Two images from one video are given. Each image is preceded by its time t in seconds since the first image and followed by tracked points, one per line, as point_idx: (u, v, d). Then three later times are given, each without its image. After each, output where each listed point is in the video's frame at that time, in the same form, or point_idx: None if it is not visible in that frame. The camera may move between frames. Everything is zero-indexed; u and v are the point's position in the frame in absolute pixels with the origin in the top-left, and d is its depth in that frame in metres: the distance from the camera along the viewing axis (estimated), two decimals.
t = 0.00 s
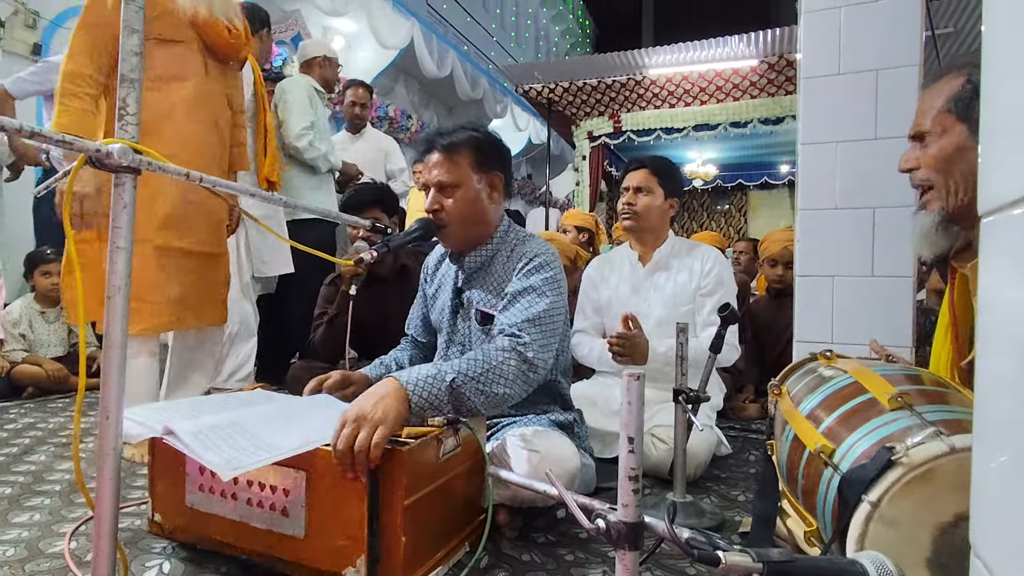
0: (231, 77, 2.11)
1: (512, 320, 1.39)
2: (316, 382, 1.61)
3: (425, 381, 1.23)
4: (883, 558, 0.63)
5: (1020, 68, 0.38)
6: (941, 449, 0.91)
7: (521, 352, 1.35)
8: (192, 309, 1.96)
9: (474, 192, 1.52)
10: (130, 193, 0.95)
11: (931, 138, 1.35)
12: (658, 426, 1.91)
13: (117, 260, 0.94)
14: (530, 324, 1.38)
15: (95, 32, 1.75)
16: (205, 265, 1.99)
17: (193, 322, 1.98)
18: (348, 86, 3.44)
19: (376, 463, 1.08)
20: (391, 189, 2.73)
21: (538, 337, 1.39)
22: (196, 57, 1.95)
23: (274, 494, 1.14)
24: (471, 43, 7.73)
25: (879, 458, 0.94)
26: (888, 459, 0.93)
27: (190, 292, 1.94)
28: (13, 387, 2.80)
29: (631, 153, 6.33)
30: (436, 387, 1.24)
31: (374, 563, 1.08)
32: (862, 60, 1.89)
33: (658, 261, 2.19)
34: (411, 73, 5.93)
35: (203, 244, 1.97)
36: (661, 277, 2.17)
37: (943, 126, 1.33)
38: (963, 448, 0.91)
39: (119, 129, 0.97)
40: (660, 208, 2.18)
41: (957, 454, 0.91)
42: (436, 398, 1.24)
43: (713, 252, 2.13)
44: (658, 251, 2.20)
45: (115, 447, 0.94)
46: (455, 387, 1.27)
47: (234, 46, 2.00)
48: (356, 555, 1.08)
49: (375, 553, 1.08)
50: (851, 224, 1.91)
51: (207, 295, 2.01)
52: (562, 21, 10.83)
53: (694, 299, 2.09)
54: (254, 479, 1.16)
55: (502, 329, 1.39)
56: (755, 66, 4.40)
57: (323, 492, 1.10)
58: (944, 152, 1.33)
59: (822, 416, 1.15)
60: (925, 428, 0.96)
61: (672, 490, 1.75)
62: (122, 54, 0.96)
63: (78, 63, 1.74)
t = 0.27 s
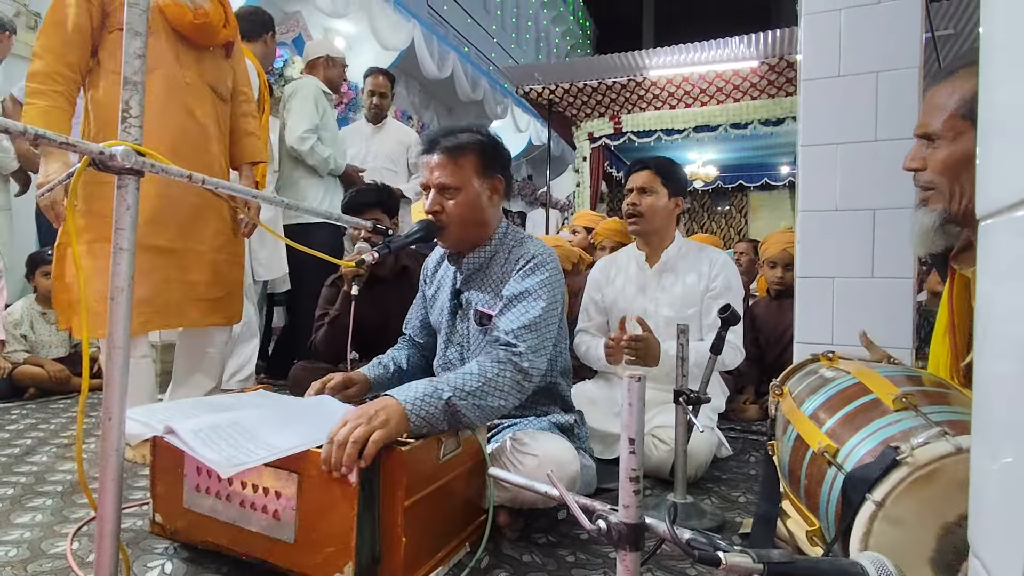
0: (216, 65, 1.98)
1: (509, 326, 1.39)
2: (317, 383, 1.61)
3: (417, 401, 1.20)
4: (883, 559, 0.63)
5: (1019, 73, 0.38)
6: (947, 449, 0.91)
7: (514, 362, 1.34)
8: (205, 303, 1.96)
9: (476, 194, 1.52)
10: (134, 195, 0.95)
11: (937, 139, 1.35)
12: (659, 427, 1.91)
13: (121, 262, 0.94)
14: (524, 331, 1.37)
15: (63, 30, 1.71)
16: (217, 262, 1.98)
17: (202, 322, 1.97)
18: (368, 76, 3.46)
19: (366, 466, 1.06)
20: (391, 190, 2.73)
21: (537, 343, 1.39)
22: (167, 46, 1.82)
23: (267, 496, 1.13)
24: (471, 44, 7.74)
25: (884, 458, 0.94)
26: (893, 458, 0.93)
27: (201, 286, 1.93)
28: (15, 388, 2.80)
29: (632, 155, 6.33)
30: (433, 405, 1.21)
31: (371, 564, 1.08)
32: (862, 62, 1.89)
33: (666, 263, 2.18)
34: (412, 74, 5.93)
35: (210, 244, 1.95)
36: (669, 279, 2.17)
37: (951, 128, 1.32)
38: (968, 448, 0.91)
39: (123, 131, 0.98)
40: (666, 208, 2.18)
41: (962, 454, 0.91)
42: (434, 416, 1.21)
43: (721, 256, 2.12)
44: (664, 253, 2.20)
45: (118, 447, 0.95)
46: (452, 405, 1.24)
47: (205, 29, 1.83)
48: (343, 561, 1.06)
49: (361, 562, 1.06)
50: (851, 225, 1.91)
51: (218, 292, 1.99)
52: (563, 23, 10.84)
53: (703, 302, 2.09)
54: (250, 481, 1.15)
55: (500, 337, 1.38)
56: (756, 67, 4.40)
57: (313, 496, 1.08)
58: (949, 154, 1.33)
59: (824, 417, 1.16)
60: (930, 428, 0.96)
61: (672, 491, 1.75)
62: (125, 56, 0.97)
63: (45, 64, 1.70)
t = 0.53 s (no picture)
0: (203, 56, 1.89)
1: (531, 321, 1.40)
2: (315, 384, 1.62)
3: (446, 399, 1.21)
4: (884, 559, 0.63)
5: (1019, 74, 0.39)
6: (944, 450, 0.92)
7: (542, 354, 1.34)
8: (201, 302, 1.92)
9: (471, 190, 1.53)
10: (135, 197, 0.95)
11: (933, 137, 1.35)
12: (660, 427, 1.91)
13: (122, 263, 0.94)
14: (547, 323, 1.39)
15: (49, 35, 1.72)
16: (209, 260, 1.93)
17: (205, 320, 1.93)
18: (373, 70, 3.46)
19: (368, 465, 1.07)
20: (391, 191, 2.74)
21: (560, 334, 1.40)
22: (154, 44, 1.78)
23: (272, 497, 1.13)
24: (472, 45, 7.75)
25: (881, 458, 0.94)
26: (892, 459, 0.93)
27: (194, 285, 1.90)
28: (16, 389, 2.80)
29: (632, 155, 6.33)
30: (465, 403, 1.23)
31: (374, 566, 1.08)
32: (862, 63, 1.89)
33: (661, 264, 2.18)
34: (412, 75, 5.94)
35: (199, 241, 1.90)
36: (665, 280, 2.17)
37: (945, 126, 1.32)
38: (965, 449, 0.92)
39: (124, 133, 0.98)
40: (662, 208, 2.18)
41: (960, 455, 0.91)
42: (467, 413, 1.22)
43: (717, 256, 2.13)
44: (659, 253, 2.20)
45: (120, 448, 0.95)
46: (482, 400, 1.25)
47: (180, 17, 1.75)
48: (350, 560, 1.07)
49: (369, 560, 1.07)
50: (851, 226, 1.91)
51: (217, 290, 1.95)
52: (563, 23, 10.85)
53: (698, 301, 2.10)
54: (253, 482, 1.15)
55: (524, 333, 1.39)
56: (756, 68, 4.41)
57: (318, 496, 1.09)
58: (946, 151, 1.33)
59: (824, 418, 1.16)
60: (927, 429, 0.97)
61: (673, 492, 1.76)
62: (127, 57, 0.97)
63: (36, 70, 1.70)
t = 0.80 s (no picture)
0: (200, 53, 1.90)
1: (521, 322, 1.39)
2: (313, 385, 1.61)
3: (429, 408, 1.18)
4: (885, 560, 0.63)
5: (1021, 74, 0.39)
6: (947, 450, 0.91)
7: (528, 356, 1.33)
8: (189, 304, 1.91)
9: (476, 190, 1.52)
10: (136, 196, 0.95)
11: (934, 139, 1.34)
12: (661, 427, 1.91)
13: (122, 263, 0.94)
14: (536, 324, 1.38)
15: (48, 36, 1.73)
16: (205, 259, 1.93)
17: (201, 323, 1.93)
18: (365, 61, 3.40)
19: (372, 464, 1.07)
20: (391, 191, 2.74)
21: (550, 337, 1.38)
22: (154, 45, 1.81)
23: (272, 498, 1.13)
24: (472, 45, 7.75)
25: (884, 460, 0.94)
26: (895, 460, 0.93)
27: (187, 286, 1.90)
28: (16, 389, 2.80)
29: (632, 155, 6.33)
30: (450, 413, 1.20)
31: (374, 567, 1.08)
32: (863, 62, 1.89)
33: (659, 266, 2.17)
34: (412, 75, 5.94)
35: (189, 240, 1.90)
36: (663, 281, 2.16)
37: (946, 128, 1.32)
38: (968, 448, 0.91)
39: (125, 132, 0.98)
40: (659, 211, 2.18)
41: (963, 455, 0.91)
42: (453, 425, 1.20)
43: (716, 258, 2.13)
44: (658, 254, 2.19)
45: (120, 449, 0.95)
46: (468, 408, 1.23)
47: (170, 11, 1.75)
48: (351, 560, 1.06)
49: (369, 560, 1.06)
50: (852, 226, 1.91)
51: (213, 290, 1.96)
52: (563, 23, 10.85)
53: (698, 303, 2.10)
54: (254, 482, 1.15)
55: (514, 336, 1.37)
56: (756, 67, 4.40)
57: (319, 496, 1.09)
58: (948, 154, 1.32)
59: (826, 418, 1.16)
60: (930, 428, 0.96)
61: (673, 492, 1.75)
62: (127, 57, 0.97)
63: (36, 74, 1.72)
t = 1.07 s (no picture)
0: (201, 53, 1.91)
1: (518, 319, 1.39)
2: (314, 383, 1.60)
3: (426, 405, 1.18)
4: (885, 560, 0.63)
5: (1020, 73, 0.38)
6: (950, 449, 0.91)
7: (524, 352, 1.33)
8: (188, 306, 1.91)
9: (473, 190, 1.52)
10: (135, 196, 0.95)
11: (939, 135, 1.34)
12: (661, 427, 1.91)
13: (122, 262, 0.94)
14: (533, 321, 1.38)
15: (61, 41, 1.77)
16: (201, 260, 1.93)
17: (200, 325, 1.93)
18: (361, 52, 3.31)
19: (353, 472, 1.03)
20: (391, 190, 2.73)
21: (548, 335, 1.38)
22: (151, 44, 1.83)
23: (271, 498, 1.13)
24: (472, 44, 7.74)
25: (886, 459, 0.93)
26: (897, 459, 0.92)
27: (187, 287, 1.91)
28: (16, 389, 2.80)
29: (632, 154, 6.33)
30: (447, 409, 1.19)
31: (372, 567, 1.08)
32: (863, 62, 1.89)
33: (663, 262, 2.17)
34: (412, 75, 5.94)
35: (187, 241, 1.90)
36: (666, 280, 2.17)
37: (953, 124, 1.31)
38: (971, 448, 0.91)
39: (124, 132, 0.98)
40: (659, 210, 2.18)
41: (965, 454, 0.91)
42: (452, 421, 1.18)
43: (720, 254, 2.12)
44: (661, 250, 2.19)
45: (119, 448, 0.95)
46: (465, 406, 1.22)
47: (165, 11, 1.75)
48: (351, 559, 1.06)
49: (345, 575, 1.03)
50: (853, 225, 1.90)
51: (212, 292, 1.96)
52: (563, 23, 10.84)
53: (701, 300, 2.09)
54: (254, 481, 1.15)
55: (512, 333, 1.37)
56: (757, 67, 4.40)
57: (298, 507, 1.05)
58: (953, 151, 1.32)
59: (827, 418, 1.15)
60: (933, 428, 0.96)
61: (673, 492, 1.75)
62: (126, 57, 0.97)
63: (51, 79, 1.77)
